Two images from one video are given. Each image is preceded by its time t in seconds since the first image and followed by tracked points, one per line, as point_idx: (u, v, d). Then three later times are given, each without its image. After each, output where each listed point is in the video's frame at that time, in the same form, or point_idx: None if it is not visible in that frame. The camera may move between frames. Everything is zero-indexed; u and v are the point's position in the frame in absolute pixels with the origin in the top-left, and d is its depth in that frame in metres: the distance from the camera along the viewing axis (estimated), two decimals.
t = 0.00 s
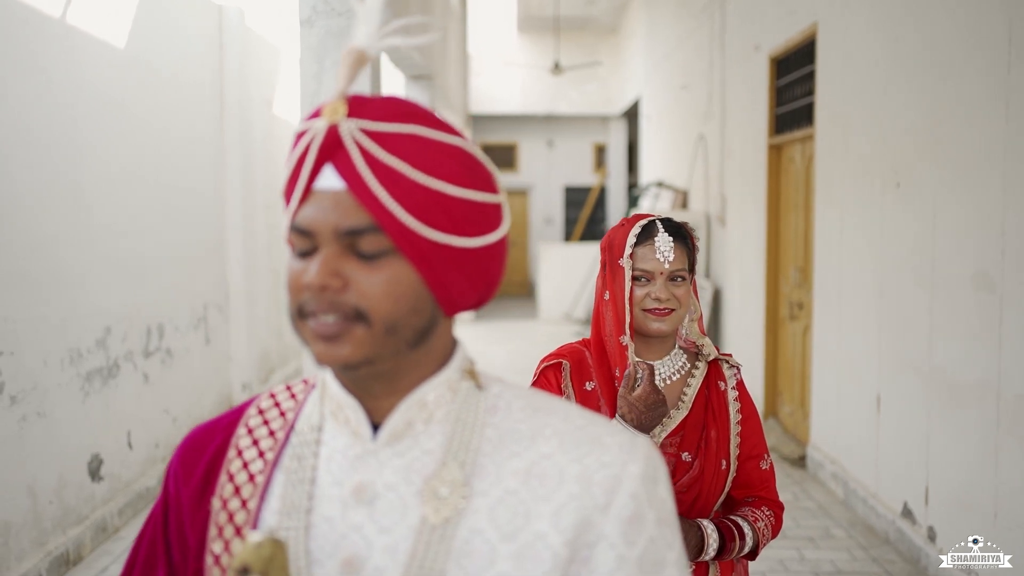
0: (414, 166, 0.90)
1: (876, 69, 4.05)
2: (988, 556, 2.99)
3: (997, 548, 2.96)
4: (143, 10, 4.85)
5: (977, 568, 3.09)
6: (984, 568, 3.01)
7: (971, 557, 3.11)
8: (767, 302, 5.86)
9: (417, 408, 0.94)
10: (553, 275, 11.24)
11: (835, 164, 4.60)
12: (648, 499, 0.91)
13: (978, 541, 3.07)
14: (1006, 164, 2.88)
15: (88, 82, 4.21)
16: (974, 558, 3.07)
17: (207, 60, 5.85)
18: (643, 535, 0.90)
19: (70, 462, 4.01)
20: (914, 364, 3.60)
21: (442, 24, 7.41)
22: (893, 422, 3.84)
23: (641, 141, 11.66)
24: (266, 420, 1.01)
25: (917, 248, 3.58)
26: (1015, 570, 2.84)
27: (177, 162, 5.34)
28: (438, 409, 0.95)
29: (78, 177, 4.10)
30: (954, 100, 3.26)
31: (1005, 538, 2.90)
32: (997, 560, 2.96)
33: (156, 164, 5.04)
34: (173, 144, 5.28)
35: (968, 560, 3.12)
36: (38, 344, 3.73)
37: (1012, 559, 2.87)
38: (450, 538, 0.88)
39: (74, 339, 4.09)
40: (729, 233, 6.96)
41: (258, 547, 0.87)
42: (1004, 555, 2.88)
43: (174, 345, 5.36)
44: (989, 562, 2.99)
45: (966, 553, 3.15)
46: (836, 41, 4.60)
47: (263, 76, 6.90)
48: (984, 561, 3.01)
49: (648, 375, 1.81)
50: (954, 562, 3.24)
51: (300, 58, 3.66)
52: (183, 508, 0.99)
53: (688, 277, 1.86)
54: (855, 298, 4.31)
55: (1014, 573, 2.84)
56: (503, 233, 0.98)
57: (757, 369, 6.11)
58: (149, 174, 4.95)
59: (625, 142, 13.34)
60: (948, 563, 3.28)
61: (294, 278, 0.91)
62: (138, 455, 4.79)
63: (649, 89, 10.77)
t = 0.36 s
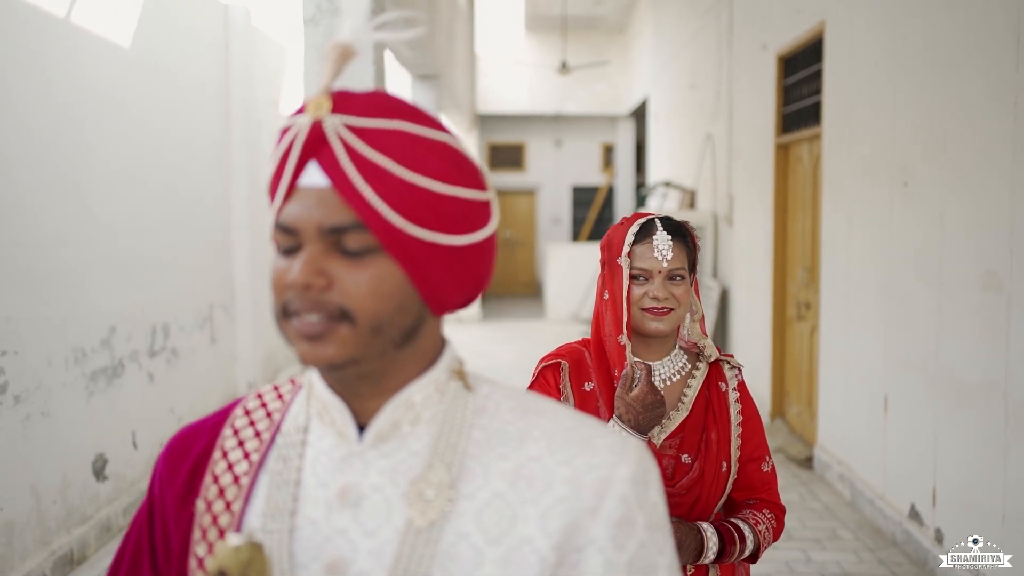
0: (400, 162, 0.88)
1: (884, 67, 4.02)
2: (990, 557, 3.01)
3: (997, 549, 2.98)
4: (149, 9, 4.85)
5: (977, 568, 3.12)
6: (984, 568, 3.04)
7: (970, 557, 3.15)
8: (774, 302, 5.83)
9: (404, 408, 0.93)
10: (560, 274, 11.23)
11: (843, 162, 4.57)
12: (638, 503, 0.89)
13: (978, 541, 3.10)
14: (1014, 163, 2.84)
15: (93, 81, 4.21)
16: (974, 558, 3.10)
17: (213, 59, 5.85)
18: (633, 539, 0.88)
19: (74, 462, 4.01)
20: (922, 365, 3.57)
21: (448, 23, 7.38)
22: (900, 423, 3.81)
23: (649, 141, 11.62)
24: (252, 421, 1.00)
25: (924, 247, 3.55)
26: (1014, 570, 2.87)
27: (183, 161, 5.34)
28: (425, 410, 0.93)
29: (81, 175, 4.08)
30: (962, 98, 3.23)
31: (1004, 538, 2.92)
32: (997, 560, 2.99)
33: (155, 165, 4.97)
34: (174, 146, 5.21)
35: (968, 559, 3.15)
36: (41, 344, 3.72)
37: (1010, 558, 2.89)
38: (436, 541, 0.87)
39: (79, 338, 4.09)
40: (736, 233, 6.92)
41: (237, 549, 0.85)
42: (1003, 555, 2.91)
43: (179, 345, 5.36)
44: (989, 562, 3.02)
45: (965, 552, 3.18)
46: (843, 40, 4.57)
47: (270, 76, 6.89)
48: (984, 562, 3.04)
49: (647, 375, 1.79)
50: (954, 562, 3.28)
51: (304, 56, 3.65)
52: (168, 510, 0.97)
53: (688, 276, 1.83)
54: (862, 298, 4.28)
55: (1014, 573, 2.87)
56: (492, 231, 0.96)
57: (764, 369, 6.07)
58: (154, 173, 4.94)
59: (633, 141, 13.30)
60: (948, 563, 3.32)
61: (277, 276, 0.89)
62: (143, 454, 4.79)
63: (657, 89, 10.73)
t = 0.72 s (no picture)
0: (385, 160, 0.87)
1: (891, 66, 3.99)
2: (990, 557, 3.04)
3: (997, 549, 3.00)
4: (155, 9, 4.84)
5: (977, 567, 3.15)
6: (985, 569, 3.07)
7: (971, 556, 3.18)
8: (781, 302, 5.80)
9: (389, 410, 0.91)
10: (568, 274, 11.22)
11: (850, 162, 4.54)
12: (627, 507, 0.88)
13: (978, 541, 3.13)
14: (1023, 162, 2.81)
15: (98, 81, 4.21)
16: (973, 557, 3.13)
17: (220, 59, 5.85)
18: (621, 544, 0.86)
19: (80, 462, 4.01)
20: (929, 366, 3.54)
21: (454, 22, 7.35)
22: (908, 424, 3.78)
23: (656, 141, 11.58)
24: (237, 422, 0.98)
25: (932, 247, 3.52)
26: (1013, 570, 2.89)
27: (189, 161, 5.34)
28: (411, 411, 0.91)
29: (83, 172, 4.05)
30: (970, 97, 3.20)
31: (1005, 538, 2.95)
32: (997, 560, 3.01)
33: (155, 165, 4.88)
34: (174, 147, 5.14)
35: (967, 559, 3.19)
36: (45, 344, 3.72)
37: (1010, 558, 2.91)
38: (419, 545, 0.85)
39: (83, 338, 4.09)
40: (743, 233, 6.89)
41: (214, 553, 0.83)
42: (1003, 555, 2.93)
43: (185, 344, 5.35)
44: (989, 562, 3.05)
45: (965, 552, 3.21)
46: (850, 39, 4.55)
47: (277, 76, 6.89)
48: (985, 561, 3.07)
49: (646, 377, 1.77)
50: (955, 563, 3.32)
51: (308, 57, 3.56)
52: (151, 512, 0.96)
53: (686, 275, 1.80)
54: (869, 299, 4.25)
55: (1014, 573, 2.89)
56: (479, 229, 0.95)
57: (772, 370, 6.04)
58: (160, 173, 4.94)
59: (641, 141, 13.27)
60: (948, 563, 3.35)
61: (258, 275, 0.88)
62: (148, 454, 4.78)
63: (665, 88, 10.67)
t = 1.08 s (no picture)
0: (368, 156, 0.85)
1: (900, 65, 3.95)
2: (988, 556, 3.08)
3: (996, 549, 3.04)
4: (161, 9, 4.84)
5: (977, 567, 3.18)
6: (983, 568, 3.11)
7: (970, 556, 3.21)
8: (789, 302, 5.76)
9: (375, 412, 0.89)
10: (577, 274, 11.20)
11: (858, 161, 4.51)
12: (616, 511, 0.86)
13: (977, 541, 3.16)
14: None
15: (104, 81, 4.20)
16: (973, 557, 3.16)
17: (227, 59, 5.84)
18: (610, 549, 0.85)
19: (85, 461, 4.01)
20: (938, 367, 3.51)
21: (462, 21, 7.32)
22: (916, 425, 3.75)
23: (665, 140, 11.52)
24: (221, 424, 0.96)
25: (940, 247, 3.49)
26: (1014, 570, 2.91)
27: (195, 161, 5.33)
28: (397, 413, 0.90)
29: (84, 170, 3.99)
30: (979, 95, 3.17)
31: (1004, 539, 2.97)
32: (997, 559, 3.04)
33: (155, 166, 4.80)
34: (174, 148, 5.03)
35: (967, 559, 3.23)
36: (50, 343, 3.71)
37: (1010, 558, 2.94)
38: (403, 550, 0.83)
39: (89, 338, 4.07)
40: (751, 233, 6.85)
41: (191, 558, 0.82)
42: (1003, 555, 2.96)
43: (191, 344, 5.35)
44: (988, 562, 3.08)
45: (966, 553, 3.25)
46: (858, 37, 4.52)
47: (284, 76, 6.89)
48: (983, 561, 3.10)
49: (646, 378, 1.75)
50: (953, 562, 3.35)
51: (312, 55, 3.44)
52: (135, 515, 0.94)
53: (687, 276, 1.78)
54: (877, 299, 4.21)
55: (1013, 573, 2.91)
56: (466, 227, 0.93)
57: (780, 370, 6.00)
58: (166, 172, 4.94)
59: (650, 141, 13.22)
60: (949, 563, 3.38)
61: (240, 273, 0.86)
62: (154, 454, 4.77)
63: (674, 88, 10.63)
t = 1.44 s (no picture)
0: (350, 153, 0.84)
1: (909, 64, 3.92)
2: (988, 557, 3.10)
3: (996, 549, 3.07)
4: (168, 9, 4.82)
5: (977, 567, 3.21)
6: (983, 568, 3.13)
7: (970, 557, 3.24)
8: (797, 302, 5.73)
9: (358, 414, 0.87)
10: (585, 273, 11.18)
11: (867, 160, 4.47)
12: (603, 516, 0.84)
13: (977, 541, 3.19)
14: None
15: (111, 81, 4.19)
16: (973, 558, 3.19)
17: (234, 59, 5.83)
18: (597, 555, 0.83)
19: (91, 461, 4.00)
20: (948, 367, 3.47)
21: (469, 20, 7.30)
22: (925, 427, 3.71)
23: (675, 140, 11.47)
24: (204, 426, 0.95)
25: (950, 247, 3.46)
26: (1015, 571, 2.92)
27: (202, 160, 5.32)
28: (381, 416, 0.88)
29: (84, 171, 3.93)
30: (988, 94, 3.14)
31: (1004, 540, 3.00)
32: (997, 560, 3.07)
33: (155, 165, 4.72)
34: (174, 149, 4.94)
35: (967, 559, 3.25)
36: (56, 343, 3.70)
37: (1010, 558, 2.96)
38: (384, 555, 0.81)
39: (95, 337, 4.06)
40: (760, 233, 6.81)
41: (168, 564, 0.80)
42: (1003, 555, 2.99)
43: (198, 343, 5.35)
44: (988, 562, 3.11)
45: (965, 553, 3.28)
46: (868, 36, 4.48)
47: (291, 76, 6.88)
48: (984, 561, 3.13)
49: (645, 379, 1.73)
50: (953, 562, 3.38)
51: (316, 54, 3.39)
52: (116, 519, 0.93)
53: (687, 277, 1.76)
54: (886, 299, 4.18)
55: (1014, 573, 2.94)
56: (451, 226, 0.91)
57: (789, 371, 5.96)
58: (172, 172, 4.92)
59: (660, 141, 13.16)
60: (948, 563, 3.40)
61: (219, 273, 0.84)
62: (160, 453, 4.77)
63: (683, 88, 10.58)
